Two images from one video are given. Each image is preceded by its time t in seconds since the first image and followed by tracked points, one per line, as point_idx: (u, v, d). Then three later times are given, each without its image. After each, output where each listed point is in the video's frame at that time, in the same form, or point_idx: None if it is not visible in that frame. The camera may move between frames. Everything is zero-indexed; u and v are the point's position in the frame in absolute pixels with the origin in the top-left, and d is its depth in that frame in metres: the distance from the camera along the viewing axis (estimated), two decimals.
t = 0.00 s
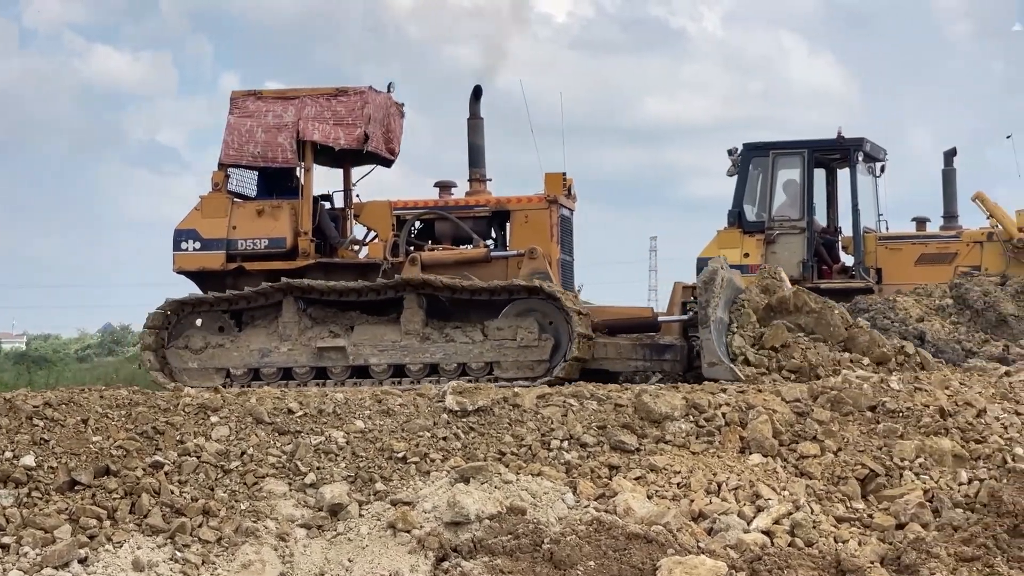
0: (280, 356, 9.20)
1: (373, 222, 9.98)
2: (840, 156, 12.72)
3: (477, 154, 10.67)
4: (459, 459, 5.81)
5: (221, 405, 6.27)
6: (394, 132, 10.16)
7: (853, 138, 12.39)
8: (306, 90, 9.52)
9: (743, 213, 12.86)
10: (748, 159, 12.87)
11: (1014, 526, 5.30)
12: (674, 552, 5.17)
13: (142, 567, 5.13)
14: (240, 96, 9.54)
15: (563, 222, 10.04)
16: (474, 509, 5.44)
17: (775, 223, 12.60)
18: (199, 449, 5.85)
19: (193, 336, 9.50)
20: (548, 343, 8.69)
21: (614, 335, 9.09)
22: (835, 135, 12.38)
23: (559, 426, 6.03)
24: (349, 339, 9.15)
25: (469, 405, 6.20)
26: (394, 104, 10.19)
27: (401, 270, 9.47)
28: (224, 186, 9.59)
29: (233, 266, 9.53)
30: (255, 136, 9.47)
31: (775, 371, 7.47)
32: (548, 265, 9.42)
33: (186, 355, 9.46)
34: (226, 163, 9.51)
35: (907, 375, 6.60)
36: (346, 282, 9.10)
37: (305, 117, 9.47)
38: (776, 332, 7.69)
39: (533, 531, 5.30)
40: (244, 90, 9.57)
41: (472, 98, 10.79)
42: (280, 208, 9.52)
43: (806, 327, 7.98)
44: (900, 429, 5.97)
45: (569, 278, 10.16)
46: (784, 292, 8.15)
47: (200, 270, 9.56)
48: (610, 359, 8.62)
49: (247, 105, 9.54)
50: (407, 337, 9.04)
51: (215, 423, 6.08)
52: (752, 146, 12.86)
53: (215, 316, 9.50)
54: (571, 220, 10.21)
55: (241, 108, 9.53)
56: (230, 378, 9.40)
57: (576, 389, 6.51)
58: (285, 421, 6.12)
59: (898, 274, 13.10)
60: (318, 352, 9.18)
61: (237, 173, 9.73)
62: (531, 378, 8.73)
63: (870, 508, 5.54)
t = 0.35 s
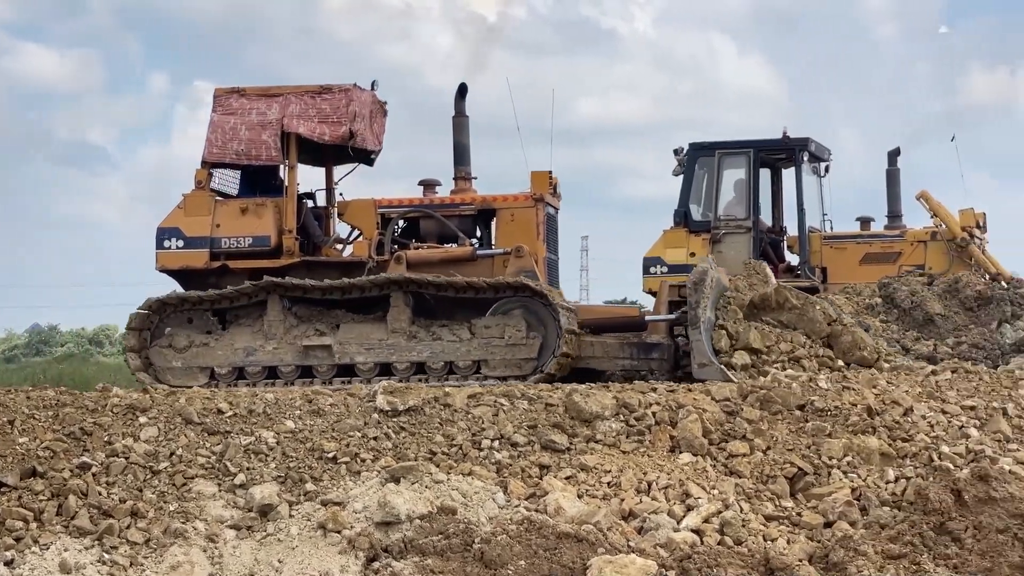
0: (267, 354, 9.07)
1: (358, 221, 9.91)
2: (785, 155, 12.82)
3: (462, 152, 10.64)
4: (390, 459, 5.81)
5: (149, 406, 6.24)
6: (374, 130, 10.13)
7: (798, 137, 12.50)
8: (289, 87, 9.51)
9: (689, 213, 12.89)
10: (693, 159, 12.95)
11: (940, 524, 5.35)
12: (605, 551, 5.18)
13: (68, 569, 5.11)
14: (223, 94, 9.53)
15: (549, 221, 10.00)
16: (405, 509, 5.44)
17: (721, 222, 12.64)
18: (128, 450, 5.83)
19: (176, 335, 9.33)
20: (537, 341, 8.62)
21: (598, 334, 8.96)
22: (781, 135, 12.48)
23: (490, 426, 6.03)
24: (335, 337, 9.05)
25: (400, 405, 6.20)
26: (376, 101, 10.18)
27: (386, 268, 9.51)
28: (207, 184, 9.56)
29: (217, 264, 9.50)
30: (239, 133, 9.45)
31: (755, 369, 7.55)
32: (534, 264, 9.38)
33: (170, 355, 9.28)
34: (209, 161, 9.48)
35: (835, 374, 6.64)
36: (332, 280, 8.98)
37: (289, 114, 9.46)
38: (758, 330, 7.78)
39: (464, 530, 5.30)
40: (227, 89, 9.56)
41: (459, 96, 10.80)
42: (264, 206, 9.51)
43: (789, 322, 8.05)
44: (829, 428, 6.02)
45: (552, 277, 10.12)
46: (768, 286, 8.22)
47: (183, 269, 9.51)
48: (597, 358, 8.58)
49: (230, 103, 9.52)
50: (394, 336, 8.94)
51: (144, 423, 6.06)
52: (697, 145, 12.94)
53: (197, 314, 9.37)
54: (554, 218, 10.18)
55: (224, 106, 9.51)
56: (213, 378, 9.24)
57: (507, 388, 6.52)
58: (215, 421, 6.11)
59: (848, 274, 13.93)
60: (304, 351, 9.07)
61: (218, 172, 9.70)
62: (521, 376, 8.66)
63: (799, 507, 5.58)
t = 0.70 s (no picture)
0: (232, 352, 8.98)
1: (322, 218, 9.81)
2: (713, 154, 12.81)
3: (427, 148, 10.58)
4: (304, 458, 5.78)
5: (60, 406, 6.20)
6: (342, 129, 9.98)
7: (725, 134, 12.45)
8: (254, 82, 9.34)
9: (618, 211, 13.02)
10: (622, 157, 13.04)
11: (850, 519, 5.41)
12: (520, 549, 5.17)
13: None
14: (186, 89, 9.34)
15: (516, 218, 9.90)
16: (319, 508, 5.41)
17: (648, 221, 12.63)
18: (37, 451, 5.79)
19: (139, 331, 9.21)
20: (505, 338, 8.63)
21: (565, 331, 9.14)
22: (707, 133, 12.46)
23: (405, 425, 6.02)
24: (301, 335, 8.98)
25: (315, 404, 6.17)
26: (342, 98, 10.01)
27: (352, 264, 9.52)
28: (171, 180, 9.41)
29: (181, 260, 9.33)
30: (203, 129, 9.26)
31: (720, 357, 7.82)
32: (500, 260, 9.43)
33: (133, 352, 9.17)
34: (173, 155, 9.32)
35: (749, 372, 6.69)
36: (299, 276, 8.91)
37: (255, 110, 9.29)
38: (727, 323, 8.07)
39: (379, 529, 5.28)
40: (190, 83, 9.36)
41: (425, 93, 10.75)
42: (229, 201, 9.35)
43: (753, 316, 8.36)
44: (742, 425, 6.06)
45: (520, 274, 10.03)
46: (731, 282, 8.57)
47: (147, 265, 9.33)
48: (566, 354, 8.67)
49: (194, 98, 9.33)
50: (361, 333, 8.90)
51: (54, 423, 6.02)
52: (626, 143, 13.03)
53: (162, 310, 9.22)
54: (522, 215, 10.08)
55: (188, 101, 9.32)
56: (178, 375, 9.14)
57: (423, 386, 6.52)
58: (126, 420, 6.07)
59: (773, 270, 14.16)
60: (270, 348, 8.99)
61: (183, 168, 9.56)
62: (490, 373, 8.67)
63: (712, 503, 5.62)
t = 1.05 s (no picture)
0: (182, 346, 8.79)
1: (272, 212, 9.63)
2: (627, 150, 12.87)
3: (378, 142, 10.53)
4: (203, 455, 5.73)
5: None
6: (291, 124, 9.82)
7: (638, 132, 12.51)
8: (203, 75, 9.18)
9: (533, 207, 13.07)
10: (537, 153, 13.12)
11: (749, 513, 5.45)
12: (421, 545, 5.13)
13: None
14: (133, 81, 9.16)
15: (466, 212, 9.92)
16: (218, 505, 5.33)
17: (564, 217, 12.68)
18: None
19: (85, 326, 9.00)
20: (457, 334, 8.57)
21: (514, 328, 9.14)
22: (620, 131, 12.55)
23: (307, 421, 5.99)
24: (250, 330, 8.84)
25: (215, 400, 6.12)
26: (292, 95, 9.86)
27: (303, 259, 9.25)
28: (117, 173, 9.17)
29: (127, 255, 9.12)
30: (150, 122, 9.10)
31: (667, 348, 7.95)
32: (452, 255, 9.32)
33: (79, 347, 8.95)
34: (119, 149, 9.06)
35: (651, 367, 6.72)
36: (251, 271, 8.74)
37: (203, 104, 9.14)
38: (675, 314, 8.20)
39: (279, 526, 5.23)
40: (137, 77, 9.20)
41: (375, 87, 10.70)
42: (176, 195, 9.16)
43: (701, 307, 8.52)
44: (643, 421, 6.09)
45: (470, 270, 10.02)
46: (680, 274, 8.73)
47: (92, 259, 9.11)
48: (518, 349, 8.62)
49: (141, 91, 9.15)
50: (312, 328, 8.78)
51: None
52: (540, 140, 13.12)
53: (109, 305, 9.04)
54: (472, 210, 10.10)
55: (135, 94, 9.15)
56: (125, 370, 8.94)
57: (324, 382, 6.49)
58: (21, 419, 6.05)
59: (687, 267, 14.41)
60: (220, 343, 8.81)
61: (128, 161, 9.31)
62: (441, 370, 8.60)
63: (614, 498, 5.64)
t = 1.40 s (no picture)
0: (119, 341, 8.26)
1: (212, 204, 9.45)
2: (540, 145, 12.92)
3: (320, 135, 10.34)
4: (96, 452, 5.66)
5: None
6: (231, 117, 9.41)
7: (550, 128, 12.52)
8: (142, 65, 8.78)
9: (445, 202, 13.05)
10: (449, 148, 13.14)
11: (647, 507, 5.48)
12: (318, 541, 5.09)
13: None
14: (69, 71, 8.72)
15: (410, 208, 9.69)
16: (111, 503, 5.24)
17: (476, 213, 12.69)
18: None
19: (18, 320, 8.45)
20: (399, 330, 8.13)
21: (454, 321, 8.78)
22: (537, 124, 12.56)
23: (202, 417, 5.93)
24: (188, 324, 8.34)
25: (108, 397, 6.05)
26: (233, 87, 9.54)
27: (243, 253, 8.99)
28: (53, 164, 8.80)
29: (63, 248, 8.75)
30: (87, 113, 8.70)
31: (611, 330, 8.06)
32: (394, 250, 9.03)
33: (12, 341, 8.42)
34: (54, 139, 8.71)
35: (550, 362, 6.73)
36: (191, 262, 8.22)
37: (142, 95, 8.75)
38: (616, 301, 8.34)
39: (173, 524, 5.16)
40: (72, 66, 8.75)
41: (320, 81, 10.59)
42: (114, 187, 8.80)
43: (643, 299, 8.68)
44: (542, 416, 6.11)
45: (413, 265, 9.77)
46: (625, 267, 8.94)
47: (26, 253, 8.73)
48: (460, 344, 8.20)
49: (78, 81, 8.72)
50: (251, 324, 8.27)
51: None
52: (453, 135, 13.12)
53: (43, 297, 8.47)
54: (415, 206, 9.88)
55: (71, 84, 8.72)
56: (59, 365, 8.42)
57: (220, 377, 6.45)
58: None
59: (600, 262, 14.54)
60: (157, 337, 8.30)
61: (66, 152, 8.95)
62: (384, 366, 8.17)
63: (512, 494, 5.64)
